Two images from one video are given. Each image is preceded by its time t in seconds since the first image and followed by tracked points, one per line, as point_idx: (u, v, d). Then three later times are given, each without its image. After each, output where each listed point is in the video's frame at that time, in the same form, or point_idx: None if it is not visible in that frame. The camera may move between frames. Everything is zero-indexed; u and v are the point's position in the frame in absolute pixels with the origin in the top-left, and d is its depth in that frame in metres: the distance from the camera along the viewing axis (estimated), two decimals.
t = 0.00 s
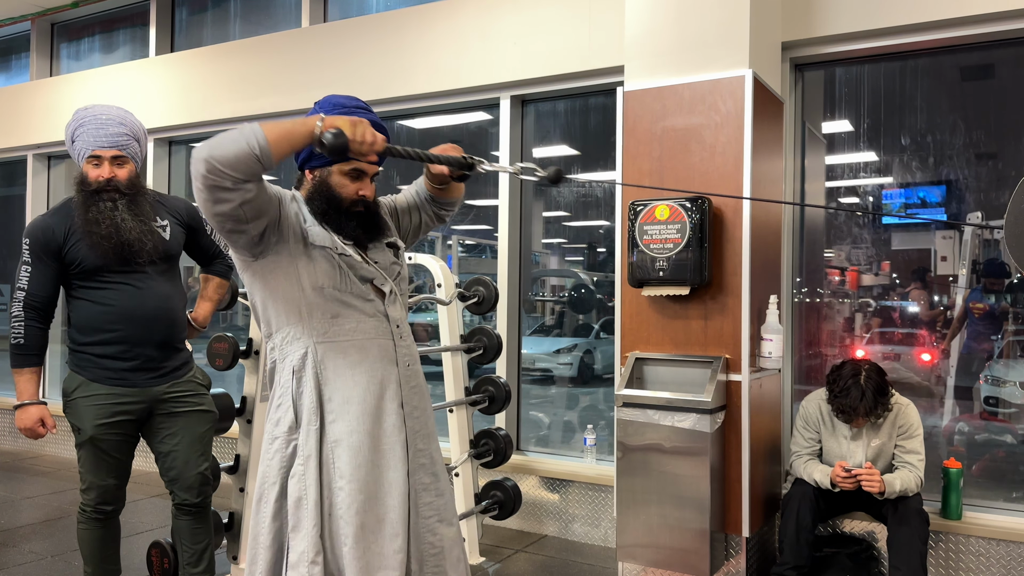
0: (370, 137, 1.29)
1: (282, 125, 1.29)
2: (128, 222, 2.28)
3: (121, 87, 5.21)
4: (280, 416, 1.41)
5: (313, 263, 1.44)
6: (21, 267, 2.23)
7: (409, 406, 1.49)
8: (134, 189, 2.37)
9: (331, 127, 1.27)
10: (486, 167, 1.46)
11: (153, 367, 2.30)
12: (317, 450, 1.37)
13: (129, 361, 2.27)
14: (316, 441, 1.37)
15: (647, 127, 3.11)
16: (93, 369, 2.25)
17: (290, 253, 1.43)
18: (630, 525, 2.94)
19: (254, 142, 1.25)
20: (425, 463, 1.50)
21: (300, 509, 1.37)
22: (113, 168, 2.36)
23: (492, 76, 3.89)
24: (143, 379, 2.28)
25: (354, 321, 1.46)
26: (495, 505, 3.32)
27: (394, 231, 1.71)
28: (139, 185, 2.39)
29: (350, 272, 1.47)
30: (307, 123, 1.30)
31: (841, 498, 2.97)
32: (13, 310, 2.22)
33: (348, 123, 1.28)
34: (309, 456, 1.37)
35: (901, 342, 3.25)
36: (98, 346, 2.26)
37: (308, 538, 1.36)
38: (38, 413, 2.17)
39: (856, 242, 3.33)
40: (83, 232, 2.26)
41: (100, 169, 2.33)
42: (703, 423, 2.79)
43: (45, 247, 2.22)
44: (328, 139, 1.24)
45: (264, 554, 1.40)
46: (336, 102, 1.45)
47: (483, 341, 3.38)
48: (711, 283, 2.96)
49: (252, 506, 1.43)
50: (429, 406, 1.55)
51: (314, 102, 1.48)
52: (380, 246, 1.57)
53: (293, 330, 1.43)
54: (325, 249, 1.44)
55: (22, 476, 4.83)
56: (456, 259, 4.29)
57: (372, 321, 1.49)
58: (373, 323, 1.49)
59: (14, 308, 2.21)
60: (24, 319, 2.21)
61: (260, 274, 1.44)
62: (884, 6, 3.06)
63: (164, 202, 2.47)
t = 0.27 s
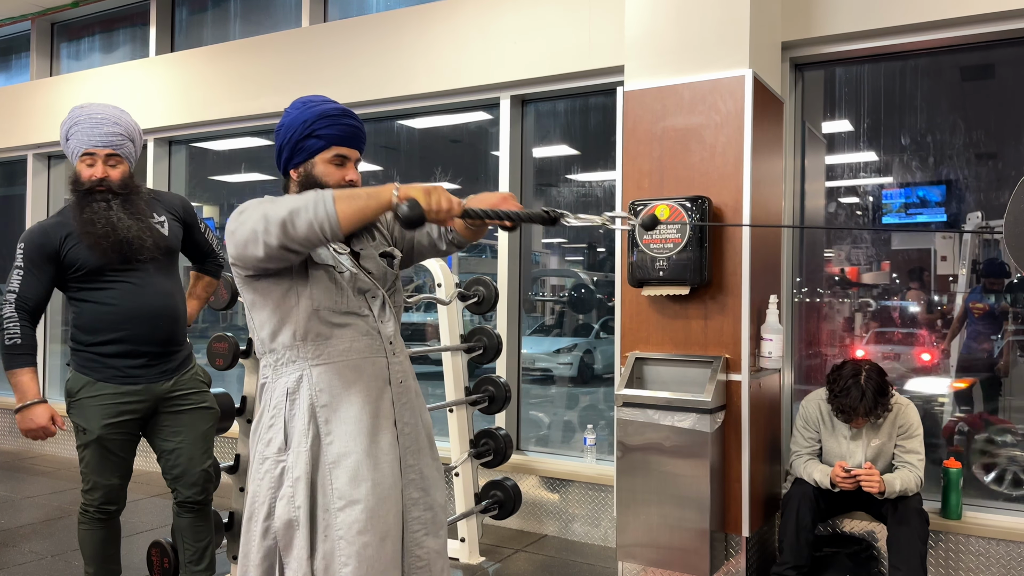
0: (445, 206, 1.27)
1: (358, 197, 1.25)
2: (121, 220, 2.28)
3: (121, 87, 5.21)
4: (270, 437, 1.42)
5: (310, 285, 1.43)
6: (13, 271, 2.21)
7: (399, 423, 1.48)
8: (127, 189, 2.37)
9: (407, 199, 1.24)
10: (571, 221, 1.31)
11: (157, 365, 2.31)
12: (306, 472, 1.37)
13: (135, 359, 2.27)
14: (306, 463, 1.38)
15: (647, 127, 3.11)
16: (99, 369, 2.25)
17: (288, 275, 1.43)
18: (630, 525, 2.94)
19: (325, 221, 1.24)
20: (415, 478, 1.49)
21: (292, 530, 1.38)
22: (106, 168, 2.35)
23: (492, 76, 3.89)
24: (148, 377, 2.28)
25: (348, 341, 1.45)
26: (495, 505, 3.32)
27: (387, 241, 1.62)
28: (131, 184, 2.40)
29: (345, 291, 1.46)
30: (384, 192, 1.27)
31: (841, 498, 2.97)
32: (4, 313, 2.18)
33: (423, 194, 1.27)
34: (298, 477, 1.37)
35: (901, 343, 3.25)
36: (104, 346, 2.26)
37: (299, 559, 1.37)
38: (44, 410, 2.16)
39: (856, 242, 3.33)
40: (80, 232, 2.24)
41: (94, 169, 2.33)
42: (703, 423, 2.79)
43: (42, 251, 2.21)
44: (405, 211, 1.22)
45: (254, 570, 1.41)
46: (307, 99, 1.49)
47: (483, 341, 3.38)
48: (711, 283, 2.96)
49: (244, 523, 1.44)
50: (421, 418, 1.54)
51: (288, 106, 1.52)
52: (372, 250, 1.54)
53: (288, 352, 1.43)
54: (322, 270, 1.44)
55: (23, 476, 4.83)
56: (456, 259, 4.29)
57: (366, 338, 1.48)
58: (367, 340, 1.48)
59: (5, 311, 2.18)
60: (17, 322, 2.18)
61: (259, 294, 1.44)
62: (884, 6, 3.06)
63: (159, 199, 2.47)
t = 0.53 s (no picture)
0: (491, 250, 1.25)
1: (402, 238, 1.25)
2: (96, 221, 2.23)
3: (121, 87, 5.21)
4: (270, 444, 1.41)
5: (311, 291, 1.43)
6: (18, 285, 2.19)
7: (398, 427, 1.48)
8: (104, 189, 2.32)
9: (453, 247, 1.23)
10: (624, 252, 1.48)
11: (151, 363, 2.31)
12: (306, 479, 1.37)
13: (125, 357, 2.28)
14: (306, 470, 1.37)
15: (648, 127, 3.11)
16: (90, 368, 2.26)
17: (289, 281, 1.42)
18: (630, 525, 2.94)
19: (368, 261, 1.26)
20: (413, 479, 1.50)
21: (291, 537, 1.37)
22: (83, 168, 2.32)
23: (492, 76, 3.89)
24: (140, 374, 2.29)
25: (348, 346, 1.45)
26: (495, 505, 3.32)
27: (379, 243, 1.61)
28: (110, 183, 2.35)
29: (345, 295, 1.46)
30: (429, 234, 1.26)
31: (841, 498, 2.97)
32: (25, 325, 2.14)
33: (468, 238, 1.25)
34: (298, 484, 1.37)
35: (900, 343, 3.25)
36: (96, 346, 2.27)
37: (300, 565, 1.37)
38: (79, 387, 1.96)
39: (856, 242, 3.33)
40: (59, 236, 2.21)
41: (70, 169, 2.31)
42: (703, 423, 2.79)
43: (33, 258, 2.19)
44: (452, 261, 1.21)
45: None
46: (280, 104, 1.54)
47: (483, 341, 3.38)
48: (711, 283, 2.96)
49: (244, 531, 1.44)
50: (419, 422, 1.54)
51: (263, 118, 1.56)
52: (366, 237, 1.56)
53: (289, 359, 1.43)
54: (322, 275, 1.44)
55: (22, 476, 4.83)
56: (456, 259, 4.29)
57: (365, 343, 1.47)
58: (366, 345, 1.47)
59: (23, 322, 2.13)
60: (37, 326, 2.13)
61: (261, 301, 1.44)
62: (884, 6, 3.05)
63: (140, 195, 2.43)
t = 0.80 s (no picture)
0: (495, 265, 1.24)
1: (409, 247, 1.25)
2: (92, 225, 2.23)
3: (121, 88, 5.21)
4: (267, 444, 1.41)
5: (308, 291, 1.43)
6: (9, 288, 2.18)
7: (394, 429, 1.48)
8: (102, 193, 2.32)
9: (459, 261, 1.22)
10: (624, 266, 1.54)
11: (150, 363, 2.31)
12: (302, 480, 1.37)
13: (123, 357, 2.28)
14: (301, 471, 1.37)
15: (647, 127, 3.11)
16: (89, 369, 2.26)
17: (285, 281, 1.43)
18: (630, 525, 2.94)
19: (375, 267, 1.26)
20: (410, 482, 1.49)
21: (286, 537, 1.37)
22: (80, 172, 2.33)
23: (492, 77, 3.89)
24: (139, 374, 2.29)
25: (344, 348, 1.44)
26: (495, 505, 3.32)
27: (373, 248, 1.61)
28: (106, 187, 2.35)
29: (342, 296, 1.46)
30: (436, 246, 1.24)
31: (841, 498, 2.98)
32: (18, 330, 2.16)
33: (473, 253, 1.24)
34: (294, 485, 1.37)
35: (901, 342, 3.25)
36: (94, 348, 2.27)
37: (295, 565, 1.37)
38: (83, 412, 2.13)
39: (856, 242, 3.33)
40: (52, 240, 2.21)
41: (68, 173, 2.32)
42: (703, 423, 2.79)
43: (27, 262, 2.18)
44: (457, 275, 1.20)
45: None
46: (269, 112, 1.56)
47: (483, 341, 3.39)
48: (711, 283, 2.96)
49: (240, 531, 1.44)
50: (414, 425, 1.54)
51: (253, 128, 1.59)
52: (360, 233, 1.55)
53: (286, 358, 1.43)
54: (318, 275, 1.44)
55: (23, 476, 4.83)
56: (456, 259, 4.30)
57: (362, 344, 1.47)
58: (363, 347, 1.47)
59: (17, 328, 2.16)
60: (31, 335, 2.16)
61: (260, 300, 1.45)
62: (884, 5, 3.06)
63: (136, 194, 2.43)
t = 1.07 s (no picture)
0: (429, 175, 1.28)
1: (337, 162, 1.23)
2: (112, 224, 2.26)
3: (121, 88, 5.21)
4: (271, 432, 1.41)
5: (310, 279, 1.44)
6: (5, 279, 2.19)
7: (398, 421, 1.47)
8: (119, 192, 2.36)
9: (390, 164, 1.24)
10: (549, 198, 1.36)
11: (153, 361, 2.31)
12: (306, 469, 1.37)
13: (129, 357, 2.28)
14: (306, 461, 1.37)
15: (648, 127, 3.11)
16: (94, 369, 2.26)
17: (285, 269, 1.43)
18: (630, 525, 2.94)
19: (302, 184, 1.20)
20: (414, 474, 1.49)
21: (290, 527, 1.38)
22: (101, 171, 2.35)
23: (492, 77, 3.89)
24: (144, 374, 2.28)
25: (347, 337, 1.45)
26: (495, 505, 3.32)
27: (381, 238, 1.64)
28: (123, 188, 2.38)
29: (343, 284, 1.47)
30: (365, 158, 1.23)
31: (841, 498, 2.98)
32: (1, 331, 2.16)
33: (406, 161, 1.26)
34: (298, 474, 1.37)
35: (901, 343, 3.25)
36: (97, 347, 2.26)
37: (298, 555, 1.37)
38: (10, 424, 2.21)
39: (856, 242, 3.33)
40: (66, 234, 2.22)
41: (90, 172, 2.32)
42: (703, 423, 2.79)
43: (28, 258, 2.18)
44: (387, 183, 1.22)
45: (252, 566, 1.40)
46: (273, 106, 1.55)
47: (483, 341, 3.39)
48: (711, 283, 2.97)
49: (242, 519, 1.43)
50: (422, 418, 1.53)
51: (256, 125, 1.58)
52: (358, 235, 1.55)
53: (288, 346, 1.43)
54: (320, 263, 1.45)
55: (22, 476, 4.83)
56: (456, 259, 4.30)
57: (366, 337, 1.48)
58: (367, 339, 1.48)
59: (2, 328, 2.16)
60: (8, 331, 2.17)
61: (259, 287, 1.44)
62: (885, 5, 3.06)
63: (146, 199, 2.46)
